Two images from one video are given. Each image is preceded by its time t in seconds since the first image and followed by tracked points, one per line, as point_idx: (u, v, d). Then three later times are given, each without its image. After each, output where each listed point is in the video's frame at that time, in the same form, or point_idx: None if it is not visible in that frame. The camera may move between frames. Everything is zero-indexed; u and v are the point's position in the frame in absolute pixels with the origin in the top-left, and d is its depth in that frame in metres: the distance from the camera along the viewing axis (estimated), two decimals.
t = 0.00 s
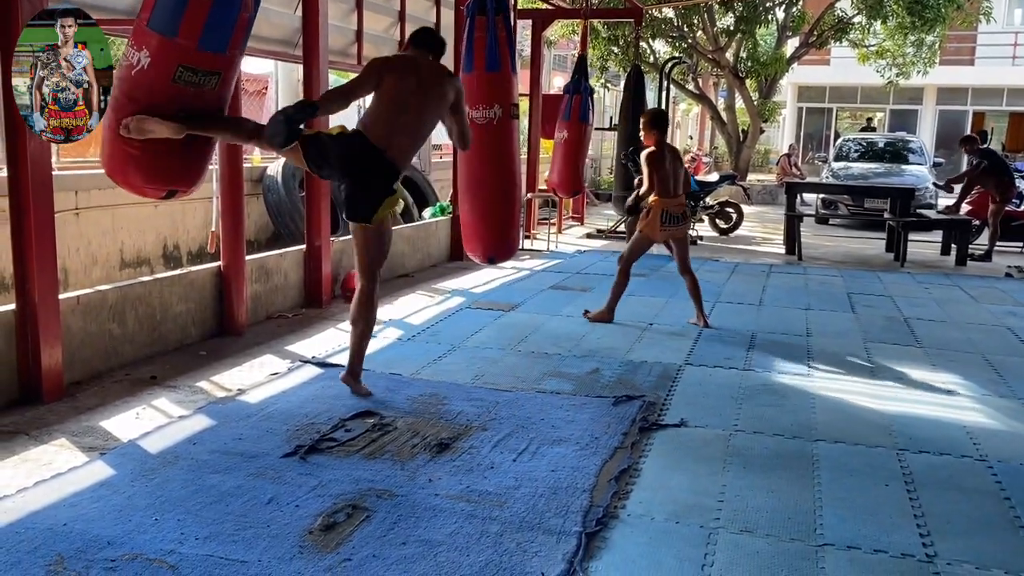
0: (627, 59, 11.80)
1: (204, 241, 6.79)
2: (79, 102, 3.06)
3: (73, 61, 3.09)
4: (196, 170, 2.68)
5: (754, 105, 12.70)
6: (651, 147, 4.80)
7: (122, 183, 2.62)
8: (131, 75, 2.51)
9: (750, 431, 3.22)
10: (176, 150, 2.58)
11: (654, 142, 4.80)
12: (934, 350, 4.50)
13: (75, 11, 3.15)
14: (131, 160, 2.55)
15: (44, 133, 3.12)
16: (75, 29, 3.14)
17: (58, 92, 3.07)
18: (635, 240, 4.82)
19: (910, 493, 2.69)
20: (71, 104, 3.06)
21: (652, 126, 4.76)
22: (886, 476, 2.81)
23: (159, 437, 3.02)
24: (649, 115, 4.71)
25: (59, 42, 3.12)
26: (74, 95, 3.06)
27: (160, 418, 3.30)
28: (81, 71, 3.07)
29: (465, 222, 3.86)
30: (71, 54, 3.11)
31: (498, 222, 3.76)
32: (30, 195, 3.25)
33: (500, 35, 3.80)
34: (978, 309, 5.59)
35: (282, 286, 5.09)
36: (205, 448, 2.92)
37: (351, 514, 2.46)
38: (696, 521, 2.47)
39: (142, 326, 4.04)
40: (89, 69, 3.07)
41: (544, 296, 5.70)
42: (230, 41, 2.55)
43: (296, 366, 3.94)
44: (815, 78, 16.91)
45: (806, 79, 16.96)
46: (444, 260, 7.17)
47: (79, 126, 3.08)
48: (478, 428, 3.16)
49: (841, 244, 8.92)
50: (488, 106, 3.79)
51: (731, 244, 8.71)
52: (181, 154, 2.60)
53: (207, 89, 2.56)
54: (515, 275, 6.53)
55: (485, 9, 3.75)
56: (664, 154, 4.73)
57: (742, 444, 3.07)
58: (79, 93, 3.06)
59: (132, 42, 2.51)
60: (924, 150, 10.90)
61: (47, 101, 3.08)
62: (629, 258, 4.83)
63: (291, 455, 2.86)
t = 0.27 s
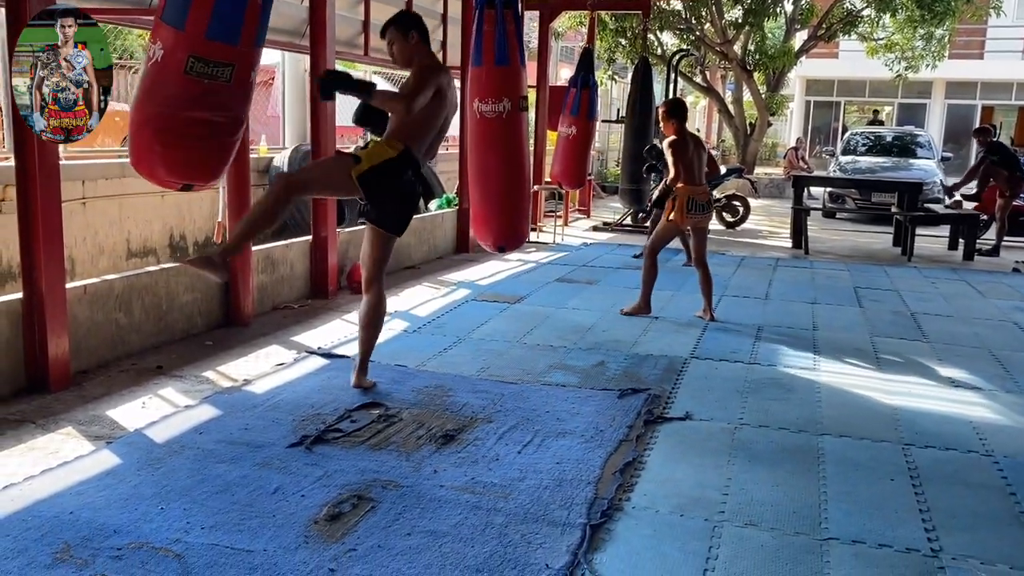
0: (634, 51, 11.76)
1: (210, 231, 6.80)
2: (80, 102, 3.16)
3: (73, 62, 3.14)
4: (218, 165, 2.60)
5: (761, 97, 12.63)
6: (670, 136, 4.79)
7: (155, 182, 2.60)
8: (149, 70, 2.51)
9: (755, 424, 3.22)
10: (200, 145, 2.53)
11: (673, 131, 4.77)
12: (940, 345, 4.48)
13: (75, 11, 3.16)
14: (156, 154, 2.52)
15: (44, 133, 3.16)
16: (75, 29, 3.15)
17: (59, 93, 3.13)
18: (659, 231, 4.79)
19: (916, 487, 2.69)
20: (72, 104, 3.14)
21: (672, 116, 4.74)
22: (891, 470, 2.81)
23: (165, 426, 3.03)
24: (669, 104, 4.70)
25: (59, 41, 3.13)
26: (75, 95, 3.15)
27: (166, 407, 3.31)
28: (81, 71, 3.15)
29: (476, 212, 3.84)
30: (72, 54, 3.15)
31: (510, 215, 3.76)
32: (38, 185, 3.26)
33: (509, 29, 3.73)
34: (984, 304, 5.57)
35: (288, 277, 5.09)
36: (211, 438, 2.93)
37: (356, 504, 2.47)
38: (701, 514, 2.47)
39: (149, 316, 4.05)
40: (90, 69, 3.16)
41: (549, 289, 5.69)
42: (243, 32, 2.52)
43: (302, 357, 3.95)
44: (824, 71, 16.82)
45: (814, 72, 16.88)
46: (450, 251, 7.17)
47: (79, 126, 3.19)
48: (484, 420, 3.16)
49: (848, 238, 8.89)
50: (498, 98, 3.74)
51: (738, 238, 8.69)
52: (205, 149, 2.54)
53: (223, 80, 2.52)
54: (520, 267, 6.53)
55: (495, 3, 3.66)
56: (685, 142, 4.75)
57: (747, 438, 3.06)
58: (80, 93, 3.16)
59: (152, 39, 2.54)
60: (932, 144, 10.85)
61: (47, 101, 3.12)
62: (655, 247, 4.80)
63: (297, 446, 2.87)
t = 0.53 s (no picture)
0: (643, 41, 11.70)
1: (218, 220, 6.80)
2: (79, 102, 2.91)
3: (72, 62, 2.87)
4: (280, 169, 2.52)
5: (771, 88, 12.56)
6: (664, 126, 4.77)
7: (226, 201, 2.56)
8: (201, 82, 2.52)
9: (762, 416, 3.21)
10: (256, 150, 2.46)
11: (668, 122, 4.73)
12: (949, 337, 4.46)
13: (75, 10, 2.92)
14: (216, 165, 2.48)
15: (44, 134, 2.98)
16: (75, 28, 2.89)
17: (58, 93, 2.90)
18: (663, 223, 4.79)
19: (923, 480, 2.68)
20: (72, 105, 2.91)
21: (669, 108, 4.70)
22: (899, 463, 2.79)
23: (172, 414, 3.04)
24: (668, 97, 4.61)
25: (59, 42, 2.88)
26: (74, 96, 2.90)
27: (173, 395, 3.32)
28: (81, 71, 2.88)
29: (480, 200, 3.75)
30: (71, 54, 2.88)
31: (516, 203, 3.66)
32: (44, 173, 3.25)
33: (517, 20, 3.84)
34: (994, 297, 5.54)
35: (295, 266, 5.10)
36: (218, 426, 2.94)
37: (362, 493, 2.47)
38: (707, 506, 2.47)
39: (157, 304, 4.06)
40: (90, 70, 2.88)
41: (557, 279, 5.68)
42: (282, 27, 2.49)
43: (308, 346, 3.95)
44: (834, 61, 16.71)
45: (824, 62, 16.78)
46: (457, 241, 7.17)
47: (79, 126, 2.96)
48: (490, 409, 3.16)
49: (857, 229, 8.84)
50: (504, 89, 3.76)
51: (746, 229, 8.66)
52: (263, 152, 2.47)
53: (269, 78, 2.46)
54: (528, 257, 6.52)
55: None
56: (682, 131, 4.74)
57: (754, 430, 3.05)
58: (80, 93, 2.90)
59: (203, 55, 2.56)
60: (943, 136, 10.77)
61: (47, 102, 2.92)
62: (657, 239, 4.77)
63: (303, 434, 2.87)
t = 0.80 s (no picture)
0: (646, 48, 11.73)
1: (222, 228, 6.83)
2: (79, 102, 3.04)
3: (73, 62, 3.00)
4: (363, 185, 2.25)
5: (774, 94, 12.57)
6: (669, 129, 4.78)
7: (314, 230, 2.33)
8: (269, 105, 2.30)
9: (766, 423, 3.20)
10: (334, 165, 2.21)
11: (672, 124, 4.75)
12: (954, 343, 4.45)
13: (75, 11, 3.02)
14: (299, 190, 2.26)
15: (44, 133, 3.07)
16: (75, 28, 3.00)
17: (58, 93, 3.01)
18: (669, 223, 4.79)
19: (928, 487, 2.67)
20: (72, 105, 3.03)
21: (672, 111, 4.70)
22: (904, 470, 2.79)
23: (177, 423, 3.04)
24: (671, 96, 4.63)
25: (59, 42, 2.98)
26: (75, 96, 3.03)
27: (178, 404, 3.33)
28: (82, 71, 3.01)
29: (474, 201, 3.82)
30: (71, 54, 2.99)
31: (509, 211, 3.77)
32: (51, 183, 3.27)
33: (517, 28, 3.80)
34: (999, 303, 5.53)
35: (300, 274, 5.11)
36: (224, 434, 2.95)
37: (367, 501, 2.47)
38: (712, 513, 2.46)
39: (162, 313, 4.07)
40: (90, 69, 3.01)
41: (561, 286, 5.68)
42: (339, 25, 2.22)
43: (313, 353, 3.96)
44: (837, 68, 16.73)
45: (826, 69, 16.80)
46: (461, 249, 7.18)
47: (79, 126, 3.09)
48: (494, 417, 3.16)
49: (861, 236, 8.84)
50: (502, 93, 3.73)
51: (750, 236, 8.66)
52: (342, 168, 2.22)
53: (336, 84, 2.20)
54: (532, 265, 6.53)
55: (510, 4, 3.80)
56: (685, 131, 4.75)
57: (758, 437, 3.05)
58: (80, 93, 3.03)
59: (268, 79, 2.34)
60: (946, 142, 10.77)
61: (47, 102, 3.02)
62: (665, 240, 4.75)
63: (307, 442, 2.88)
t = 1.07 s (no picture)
0: (639, 74, 11.84)
1: (218, 254, 6.84)
2: (80, 102, 3.07)
3: (73, 62, 3.05)
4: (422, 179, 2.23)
5: (766, 118, 12.68)
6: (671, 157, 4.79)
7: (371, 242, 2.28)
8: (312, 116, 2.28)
9: (763, 446, 3.20)
10: (389, 164, 2.19)
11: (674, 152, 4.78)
12: (949, 364, 4.46)
13: (75, 12, 3.11)
14: (354, 198, 2.22)
15: (44, 133, 3.10)
16: (76, 28, 3.07)
17: (58, 93, 3.05)
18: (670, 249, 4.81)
19: (925, 509, 2.67)
20: (72, 105, 3.07)
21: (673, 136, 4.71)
22: (901, 492, 2.79)
23: (172, 450, 3.03)
24: (673, 124, 4.67)
25: (59, 41, 3.06)
26: (75, 95, 3.07)
27: (173, 431, 3.32)
28: (82, 71, 3.05)
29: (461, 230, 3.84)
30: (71, 54, 3.05)
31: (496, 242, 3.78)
32: (46, 211, 3.29)
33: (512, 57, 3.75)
34: (993, 324, 5.55)
35: (295, 300, 5.11)
36: (219, 461, 2.94)
37: (362, 528, 2.46)
38: (709, 537, 2.46)
39: (157, 339, 4.07)
40: (90, 69, 3.06)
41: (557, 310, 5.69)
42: (373, 23, 2.25)
43: (308, 379, 3.96)
44: (828, 92, 16.90)
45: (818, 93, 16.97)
46: (457, 273, 7.19)
47: (80, 126, 3.12)
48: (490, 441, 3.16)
49: (855, 258, 8.88)
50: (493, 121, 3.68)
51: (744, 258, 8.69)
52: (396, 167, 2.19)
53: (381, 81, 2.21)
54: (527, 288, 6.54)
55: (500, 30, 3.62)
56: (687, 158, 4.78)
57: (754, 460, 3.05)
58: (80, 93, 3.07)
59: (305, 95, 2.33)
60: (938, 164, 10.86)
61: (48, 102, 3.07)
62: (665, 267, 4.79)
63: (303, 469, 2.87)
